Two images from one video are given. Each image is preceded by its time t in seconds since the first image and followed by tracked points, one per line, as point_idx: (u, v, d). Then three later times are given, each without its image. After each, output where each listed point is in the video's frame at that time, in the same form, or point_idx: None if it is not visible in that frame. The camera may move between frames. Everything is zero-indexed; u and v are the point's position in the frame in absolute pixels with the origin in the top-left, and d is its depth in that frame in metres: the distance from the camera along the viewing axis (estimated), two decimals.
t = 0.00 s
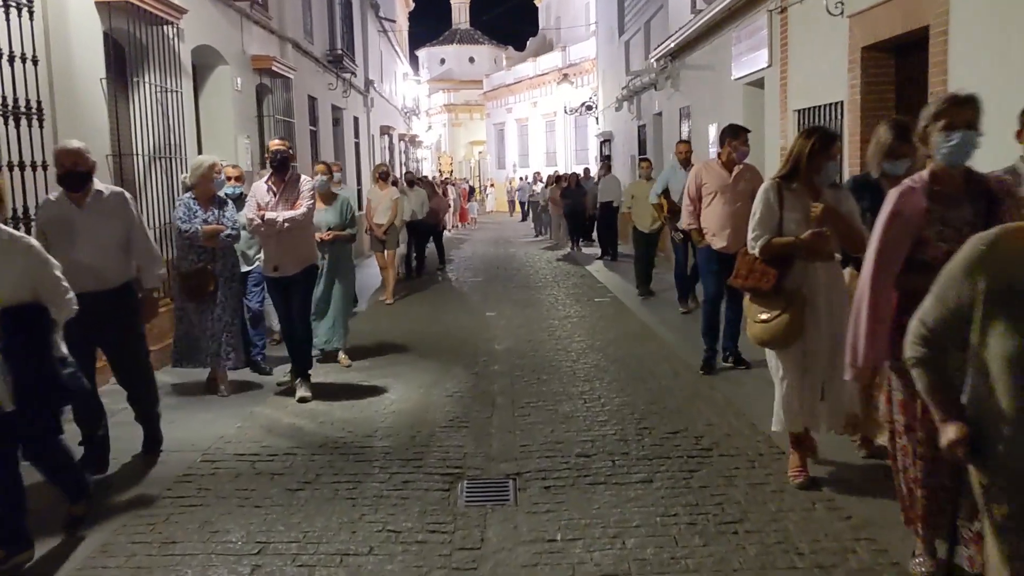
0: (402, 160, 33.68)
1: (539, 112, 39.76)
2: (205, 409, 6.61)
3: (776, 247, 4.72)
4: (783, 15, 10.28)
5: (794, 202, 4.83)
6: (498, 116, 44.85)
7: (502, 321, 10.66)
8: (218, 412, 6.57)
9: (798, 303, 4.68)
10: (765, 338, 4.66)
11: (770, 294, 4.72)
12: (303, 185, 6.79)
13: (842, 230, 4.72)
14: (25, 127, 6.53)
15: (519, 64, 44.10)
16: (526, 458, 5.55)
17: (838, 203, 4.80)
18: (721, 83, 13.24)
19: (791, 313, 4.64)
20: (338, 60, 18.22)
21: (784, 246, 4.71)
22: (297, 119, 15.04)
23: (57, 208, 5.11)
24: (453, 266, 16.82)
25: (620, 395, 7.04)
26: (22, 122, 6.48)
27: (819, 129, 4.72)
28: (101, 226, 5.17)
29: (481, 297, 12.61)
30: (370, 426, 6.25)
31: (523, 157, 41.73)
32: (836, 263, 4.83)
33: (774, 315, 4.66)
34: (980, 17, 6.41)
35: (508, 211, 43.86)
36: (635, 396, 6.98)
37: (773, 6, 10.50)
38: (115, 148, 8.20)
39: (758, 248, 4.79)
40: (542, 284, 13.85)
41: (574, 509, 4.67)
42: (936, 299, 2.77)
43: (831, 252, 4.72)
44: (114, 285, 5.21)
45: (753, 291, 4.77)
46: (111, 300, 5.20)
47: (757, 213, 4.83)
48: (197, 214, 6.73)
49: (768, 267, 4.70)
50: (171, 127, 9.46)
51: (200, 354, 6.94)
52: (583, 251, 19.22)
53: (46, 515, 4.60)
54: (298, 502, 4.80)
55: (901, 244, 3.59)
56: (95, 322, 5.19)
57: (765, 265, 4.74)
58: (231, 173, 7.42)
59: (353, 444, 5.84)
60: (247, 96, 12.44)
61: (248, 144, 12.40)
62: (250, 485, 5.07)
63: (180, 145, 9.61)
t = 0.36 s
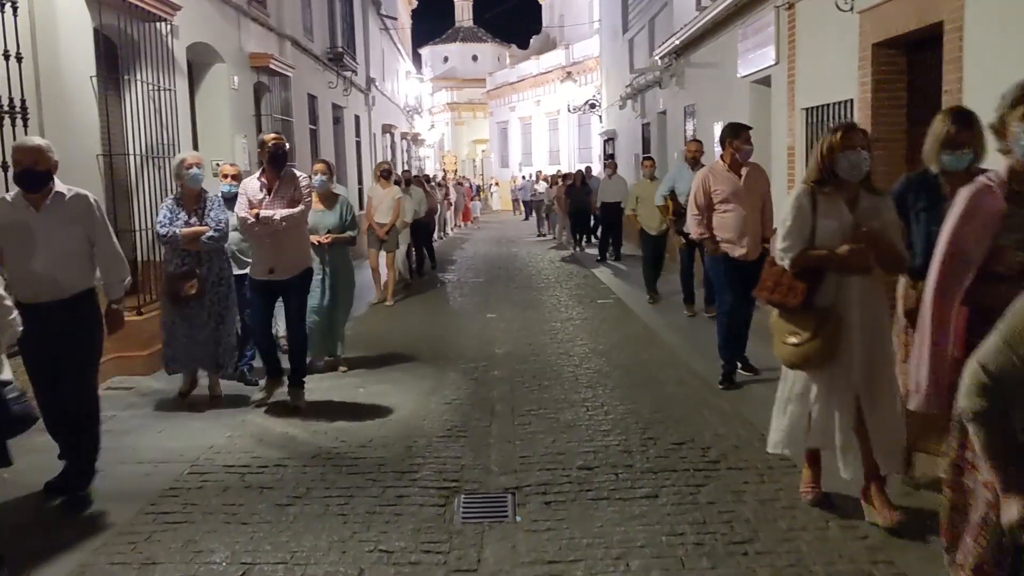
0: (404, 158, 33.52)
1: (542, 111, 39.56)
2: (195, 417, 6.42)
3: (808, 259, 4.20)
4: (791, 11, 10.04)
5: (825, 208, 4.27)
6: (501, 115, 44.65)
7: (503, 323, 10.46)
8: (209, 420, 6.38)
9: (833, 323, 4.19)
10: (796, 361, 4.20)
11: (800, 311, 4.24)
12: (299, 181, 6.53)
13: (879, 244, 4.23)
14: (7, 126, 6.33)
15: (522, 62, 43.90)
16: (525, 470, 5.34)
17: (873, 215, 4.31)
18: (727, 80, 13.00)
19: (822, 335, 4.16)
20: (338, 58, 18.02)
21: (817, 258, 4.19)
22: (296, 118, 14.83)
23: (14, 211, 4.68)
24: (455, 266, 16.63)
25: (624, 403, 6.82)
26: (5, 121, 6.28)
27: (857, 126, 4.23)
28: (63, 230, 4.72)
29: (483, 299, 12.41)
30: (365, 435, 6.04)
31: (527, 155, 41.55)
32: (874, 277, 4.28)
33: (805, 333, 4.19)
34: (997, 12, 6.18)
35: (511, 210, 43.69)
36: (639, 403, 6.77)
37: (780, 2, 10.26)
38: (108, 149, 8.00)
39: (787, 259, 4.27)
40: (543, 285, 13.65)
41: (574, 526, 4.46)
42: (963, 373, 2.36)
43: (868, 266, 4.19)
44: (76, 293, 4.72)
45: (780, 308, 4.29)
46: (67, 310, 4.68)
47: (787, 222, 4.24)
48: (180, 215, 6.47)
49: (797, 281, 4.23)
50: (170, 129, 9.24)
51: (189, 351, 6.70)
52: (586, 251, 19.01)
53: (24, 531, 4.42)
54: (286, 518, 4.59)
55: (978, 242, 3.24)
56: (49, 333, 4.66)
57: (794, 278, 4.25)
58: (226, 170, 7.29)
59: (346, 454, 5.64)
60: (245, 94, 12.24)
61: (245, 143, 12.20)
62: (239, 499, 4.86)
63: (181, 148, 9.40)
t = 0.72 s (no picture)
0: (405, 158, 33.38)
1: (545, 110, 39.40)
2: (188, 421, 6.24)
3: (854, 259, 3.82)
4: (798, 7, 9.85)
5: (873, 203, 3.92)
6: (503, 115, 44.52)
7: (505, 324, 10.29)
8: (203, 424, 6.21)
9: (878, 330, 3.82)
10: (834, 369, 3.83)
11: (845, 316, 3.87)
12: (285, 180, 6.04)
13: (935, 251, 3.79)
14: None
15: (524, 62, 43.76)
16: (528, 478, 5.15)
17: (928, 215, 3.92)
18: (732, 78, 12.82)
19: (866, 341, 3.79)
20: (339, 56, 17.86)
21: (863, 258, 3.81)
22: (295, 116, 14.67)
23: None
24: (456, 267, 16.47)
25: (630, 406, 6.63)
26: None
27: (908, 116, 3.87)
28: (36, 237, 4.41)
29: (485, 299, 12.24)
30: (363, 441, 5.86)
31: (529, 155, 41.41)
32: (930, 282, 3.86)
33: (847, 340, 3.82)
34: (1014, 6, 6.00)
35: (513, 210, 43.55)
36: (645, 407, 6.58)
37: None
38: (100, 146, 7.83)
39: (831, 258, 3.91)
40: (546, 285, 13.48)
41: (580, 537, 4.28)
42: None
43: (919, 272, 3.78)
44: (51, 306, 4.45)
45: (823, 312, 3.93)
46: (47, 316, 4.40)
47: (831, 217, 3.93)
48: (154, 218, 6.09)
49: (842, 284, 3.85)
50: (163, 125, 9.10)
51: (166, 365, 6.17)
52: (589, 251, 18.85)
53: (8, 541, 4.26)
54: (279, 530, 4.40)
55: None
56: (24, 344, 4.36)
57: (839, 279, 3.87)
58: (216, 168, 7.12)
59: (343, 460, 5.47)
60: (243, 92, 12.07)
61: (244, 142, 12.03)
62: (231, 509, 4.68)
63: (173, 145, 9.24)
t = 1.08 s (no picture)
0: (403, 158, 33.19)
1: (543, 111, 39.22)
2: (181, 430, 6.03)
3: (902, 274, 3.43)
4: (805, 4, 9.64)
5: (920, 212, 3.50)
6: (501, 115, 44.33)
7: (506, 327, 10.09)
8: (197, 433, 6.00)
9: (931, 352, 3.42)
10: (882, 398, 3.44)
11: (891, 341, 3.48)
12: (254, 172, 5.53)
13: (988, 266, 3.44)
14: None
15: (522, 61, 43.56)
16: (534, 492, 4.93)
17: (985, 221, 3.54)
18: (735, 77, 12.62)
19: (919, 363, 3.38)
20: (336, 55, 17.64)
21: (912, 272, 3.43)
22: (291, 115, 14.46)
23: None
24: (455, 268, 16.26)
25: (637, 415, 6.41)
26: None
27: (963, 113, 3.47)
28: None
29: (484, 301, 12.04)
30: (361, 452, 5.64)
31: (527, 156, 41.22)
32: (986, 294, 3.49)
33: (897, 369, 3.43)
34: None
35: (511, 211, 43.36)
36: (653, 416, 6.36)
37: None
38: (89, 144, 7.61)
39: (872, 275, 3.51)
40: (547, 287, 13.28)
41: (590, 557, 4.07)
42: None
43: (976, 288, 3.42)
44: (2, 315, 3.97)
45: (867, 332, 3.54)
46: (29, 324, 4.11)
47: (873, 228, 3.50)
48: (115, 216, 5.68)
49: (889, 304, 3.46)
50: (153, 123, 8.88)
51: (154, 374, 5.89)
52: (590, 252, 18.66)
53: None
54: (274, 549, 4.19)
55: None
56: None
57: (883, 298, 3.48)
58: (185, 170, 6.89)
59: (340, 472, 5.25)
60: (239, 90, 11.86)
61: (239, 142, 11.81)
62: (223, 526, 4.46)
63: (164, 143, 9.02)
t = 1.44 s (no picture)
0: (381, 151, 32.92)
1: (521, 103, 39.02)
2: (153, 433, 5.82)
3: (923, 272, 3.13)
4: None
5: (934, 201, 3.22)
6: (479, 107, 44.10)
7: (486, 323, 9.92)
8: (169, 436, 5.79)
9: (957, 361, 3.13)
10: (906, 415, 3.15)
11: (914, 349, 3.17)
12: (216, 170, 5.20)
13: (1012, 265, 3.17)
14: None
15: (499, 54, 43.33)
16: (516, 496, 4.76)
17: (1009, 208, 3.24)
18: (717, 69, 12.48)
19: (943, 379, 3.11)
20: (312, 46, 17.37)
21: (935, 270, 3.12)
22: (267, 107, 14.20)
23: None
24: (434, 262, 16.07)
25: (622, 414, 6.25)
26: None
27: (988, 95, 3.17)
28: None
29: (464, 297, 11.85)
30: (338, 455, 5.45)
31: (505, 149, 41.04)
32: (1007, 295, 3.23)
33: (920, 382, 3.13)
34: None
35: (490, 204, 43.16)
36: (639, 414, 6.21)
37: None
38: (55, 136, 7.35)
39: (888, 269, 3.21)
40: (527, 282, 13.11)
41: (575, 565, 3.92)
42: None
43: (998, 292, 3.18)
44: None
45: (885, 340, 3.21)
46: None
47: (887, 220, 3.20)
48: (65, 216, 5.45)
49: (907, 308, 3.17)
50: (122, 114, 8.63)
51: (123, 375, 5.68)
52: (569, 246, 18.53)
53: None
54: (246, 559, 4.00)
55: None
56: None
57: (901, 302, 3.19)
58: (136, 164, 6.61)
59: (317, 476, 5.07)
60: (212, 81, 11.61)
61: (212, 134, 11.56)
62: (192, 535, 4.27)
63: (133, 136, 8.78)
